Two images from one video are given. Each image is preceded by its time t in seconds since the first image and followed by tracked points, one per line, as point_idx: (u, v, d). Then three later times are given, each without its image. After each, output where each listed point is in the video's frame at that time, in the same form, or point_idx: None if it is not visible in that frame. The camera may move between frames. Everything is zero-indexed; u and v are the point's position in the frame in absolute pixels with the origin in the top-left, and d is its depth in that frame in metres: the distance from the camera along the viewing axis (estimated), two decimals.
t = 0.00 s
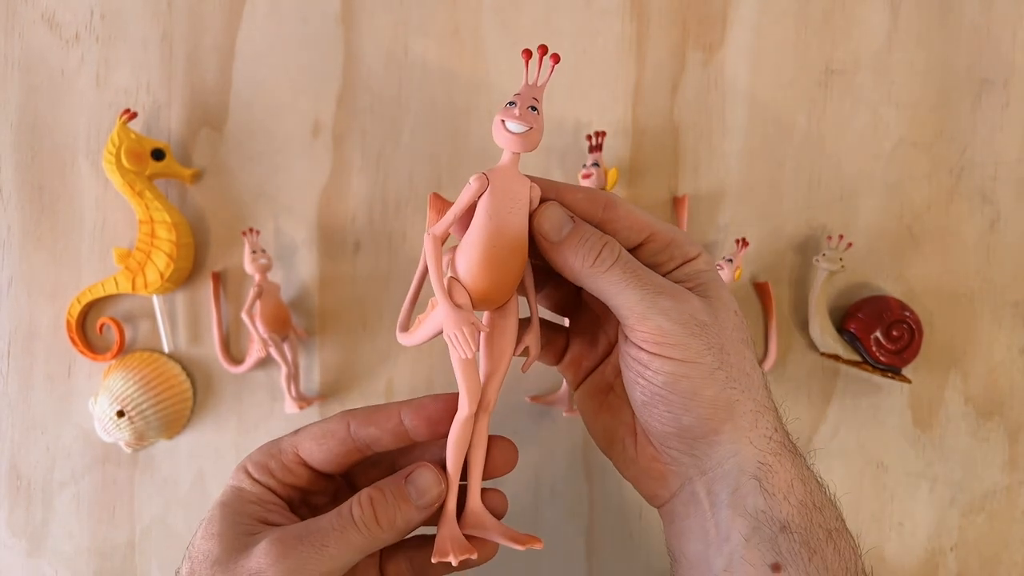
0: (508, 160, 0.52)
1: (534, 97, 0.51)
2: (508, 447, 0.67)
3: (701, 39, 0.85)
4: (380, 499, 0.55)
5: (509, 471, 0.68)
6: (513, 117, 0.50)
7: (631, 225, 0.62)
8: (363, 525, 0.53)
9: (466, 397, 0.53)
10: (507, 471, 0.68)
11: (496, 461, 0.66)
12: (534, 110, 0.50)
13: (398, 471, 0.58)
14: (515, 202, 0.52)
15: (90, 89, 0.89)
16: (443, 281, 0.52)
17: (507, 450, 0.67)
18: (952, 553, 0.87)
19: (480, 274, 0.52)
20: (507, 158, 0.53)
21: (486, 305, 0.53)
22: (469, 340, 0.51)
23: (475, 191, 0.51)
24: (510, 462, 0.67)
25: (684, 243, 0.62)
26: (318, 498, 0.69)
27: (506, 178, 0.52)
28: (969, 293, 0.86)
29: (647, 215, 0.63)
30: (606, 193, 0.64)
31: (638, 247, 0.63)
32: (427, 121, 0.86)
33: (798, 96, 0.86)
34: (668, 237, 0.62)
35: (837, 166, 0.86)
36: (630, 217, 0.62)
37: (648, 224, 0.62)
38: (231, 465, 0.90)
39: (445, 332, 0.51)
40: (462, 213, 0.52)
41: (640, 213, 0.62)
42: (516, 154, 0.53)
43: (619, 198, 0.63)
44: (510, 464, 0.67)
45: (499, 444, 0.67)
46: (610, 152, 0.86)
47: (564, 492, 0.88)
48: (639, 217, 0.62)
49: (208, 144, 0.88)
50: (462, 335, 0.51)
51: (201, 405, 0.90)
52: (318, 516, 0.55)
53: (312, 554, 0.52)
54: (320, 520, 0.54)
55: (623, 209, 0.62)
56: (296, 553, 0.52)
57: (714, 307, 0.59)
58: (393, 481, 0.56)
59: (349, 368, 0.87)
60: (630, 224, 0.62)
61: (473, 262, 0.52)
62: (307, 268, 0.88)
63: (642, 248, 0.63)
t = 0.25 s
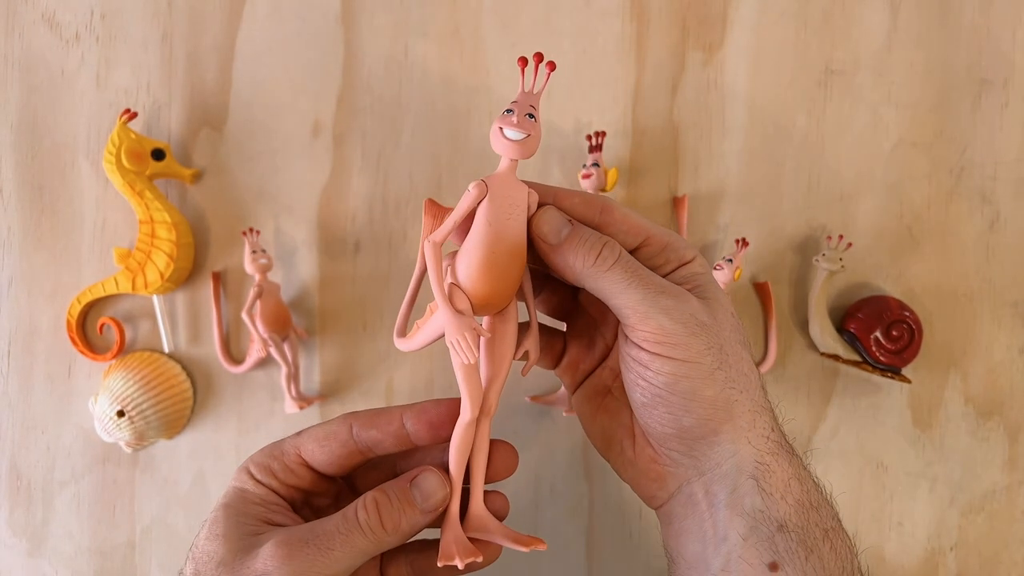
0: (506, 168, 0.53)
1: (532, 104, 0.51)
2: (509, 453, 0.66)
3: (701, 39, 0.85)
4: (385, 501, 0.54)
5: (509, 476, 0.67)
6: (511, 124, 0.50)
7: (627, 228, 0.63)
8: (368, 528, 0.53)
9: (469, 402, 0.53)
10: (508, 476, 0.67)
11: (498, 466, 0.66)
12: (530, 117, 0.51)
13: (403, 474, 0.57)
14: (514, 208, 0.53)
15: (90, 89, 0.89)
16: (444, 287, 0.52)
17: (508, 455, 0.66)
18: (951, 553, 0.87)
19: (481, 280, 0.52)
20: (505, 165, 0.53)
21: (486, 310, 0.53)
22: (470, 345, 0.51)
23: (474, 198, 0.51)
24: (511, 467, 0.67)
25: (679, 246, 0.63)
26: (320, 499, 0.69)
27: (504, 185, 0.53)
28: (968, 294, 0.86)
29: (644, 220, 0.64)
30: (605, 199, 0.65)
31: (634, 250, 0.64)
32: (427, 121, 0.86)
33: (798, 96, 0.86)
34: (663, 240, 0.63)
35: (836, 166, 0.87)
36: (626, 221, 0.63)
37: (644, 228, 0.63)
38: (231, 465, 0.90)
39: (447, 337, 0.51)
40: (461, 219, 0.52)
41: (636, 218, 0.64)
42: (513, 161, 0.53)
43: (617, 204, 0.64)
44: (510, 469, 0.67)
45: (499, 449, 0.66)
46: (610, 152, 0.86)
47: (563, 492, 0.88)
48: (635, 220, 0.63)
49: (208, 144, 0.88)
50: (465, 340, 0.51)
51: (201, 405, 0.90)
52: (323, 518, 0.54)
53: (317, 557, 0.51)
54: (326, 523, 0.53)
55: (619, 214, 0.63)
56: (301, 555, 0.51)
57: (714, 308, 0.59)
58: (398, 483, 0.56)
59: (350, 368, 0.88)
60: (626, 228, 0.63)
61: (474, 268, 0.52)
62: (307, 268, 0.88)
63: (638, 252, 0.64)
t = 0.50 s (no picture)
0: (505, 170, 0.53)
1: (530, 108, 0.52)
2: (513, 451, 0.67)
3: (701, 39, 0.85)
4: (395, 501, 0.54)
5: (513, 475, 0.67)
6: (512, 127, 0.50)
7: (619, 227, 0.63)
8: (379, 527, 0.53)
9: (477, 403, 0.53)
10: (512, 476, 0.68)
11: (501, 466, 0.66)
12: (529, 121, 0.51)
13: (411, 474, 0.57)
14: (516, 210, 0.53)
15: (90, 89, 0.89)
16: (449, 289, 0.52)
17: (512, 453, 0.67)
18: (951, 553, 0.87)
19: (486, 281, 0.52)
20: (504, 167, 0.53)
21: (491, 311, 0.53)
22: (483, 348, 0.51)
23: (476, 201, 0.51)
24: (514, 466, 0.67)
25: (671, 245, 0.63)
26: (326, 498, 0.69)
27: (505, 187, 0.53)
28: (968, 294, 0.86)
29: (636, 219, 0.64)
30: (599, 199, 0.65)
31: (626, 249, 0.64)
32: (427, 121, 0.86)
33: (798, 96, 0.86)
34: (655, 239, 0.63)
35: (836, 166, 0.87)
36: (619, 220, 0.63)
37: (636, 226, 0.63)
38: (231, 465, 0.90)
39: (457, 340, 0.51)
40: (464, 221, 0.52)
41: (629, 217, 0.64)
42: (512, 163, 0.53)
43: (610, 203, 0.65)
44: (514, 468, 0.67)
45: (502, 449, 0.67)
46: (610, 152, 0.86)
47: (564, 492, 0.88)
48: (628, 219, 0.63)
49: (209, 144, 0.88)
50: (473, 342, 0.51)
51: (201, 405, 0.90)
52: (333, 517, 0.54)
53: (329, 556, 0.51)
54: (336, 522, 0.53)
55: (612, 213, 0.64)
56: (312, 554, 0.51)
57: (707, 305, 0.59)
58: (408, 483, 0.55)
59: (350, 368, 0.88)
60: (618, 227, 0.63)
61: (479, 270, 0.52)
62: (307, 268, 0.88)
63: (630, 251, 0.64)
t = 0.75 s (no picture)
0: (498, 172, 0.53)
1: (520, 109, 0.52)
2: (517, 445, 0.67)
3: (701, 40, 0.86)
4: (407, 497, 0.53)
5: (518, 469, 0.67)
6: (504, 130, 0.50)
7: (610, 226, 0.63)
8: (393, 522, 0.52)
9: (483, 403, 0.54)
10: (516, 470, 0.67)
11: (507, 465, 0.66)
12: (521, 122, 0.51)
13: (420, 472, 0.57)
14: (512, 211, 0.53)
15: (90, 90, 0.89)
16: (450, 293, 0.52)
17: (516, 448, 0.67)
18: (951, 553, 0.87)
19: (486, 283, 0.52)
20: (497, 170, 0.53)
21: (491, 312, 0.54)
22: (489, 351, 0.50)
23: (473, 205, 0.51)
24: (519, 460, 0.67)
25: (662, 243, 0.63)
26: (335, 496, 0.68)
27: (500, 189, 0.53)
28: (968, 294, 0.86)
29: (627, 217, 0.64)
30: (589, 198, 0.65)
31: (618, 248, 0.64)
32: (427, 121, 0.86)
33: (798, 96, 0.86)
34: (646, 237, 0.63)
35: (836, 166, 0.87)
36: (610, 219, 0.63)
37: (627, 225, 0.63)
38: (231, 465, 0.90)
39: (463, 344, 0.51)
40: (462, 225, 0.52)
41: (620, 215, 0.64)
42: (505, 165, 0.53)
43: (600, 202, 0.65)
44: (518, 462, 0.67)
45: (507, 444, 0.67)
46: (610, 152, 0.86)
47: (564, 492, 0.88)
48: (618, 218, 0.63)
49: (209, 144, 0.88)
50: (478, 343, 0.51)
51: (201, 405, 0.90)
52: (345, 513, 0.53)
53: (343, 551, 0.50)
54: (349, 517, 0.52)
55: (602, 212, 0.64)
56: (327, 549, 0.50)
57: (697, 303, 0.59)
58: (419, 480, 0.55)
59: (350, 367, 0.88)
60: (609, 226, 0.63)
61: (478, 272, 0.52)
62: (307, 268, 0.88)
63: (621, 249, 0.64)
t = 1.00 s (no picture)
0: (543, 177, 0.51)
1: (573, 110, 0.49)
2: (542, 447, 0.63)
3: (702, 39, 0.85)
4: (428, 480, 0.53)
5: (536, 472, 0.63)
6: (554, 134, 0.48)
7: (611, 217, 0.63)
8: (411, 510, 0.52)
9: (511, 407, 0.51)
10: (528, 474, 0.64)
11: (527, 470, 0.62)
12: (553, 120, 0.48)
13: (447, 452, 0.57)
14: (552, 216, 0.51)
15: (89, 89, 0.89)
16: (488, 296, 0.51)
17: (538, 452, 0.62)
18: (953, 554, 0.87)
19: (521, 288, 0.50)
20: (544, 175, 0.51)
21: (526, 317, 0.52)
22: (545, 313, 0.43)
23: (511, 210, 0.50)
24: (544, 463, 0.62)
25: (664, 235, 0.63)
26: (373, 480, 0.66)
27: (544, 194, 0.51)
28: (969, 294, 0.86)
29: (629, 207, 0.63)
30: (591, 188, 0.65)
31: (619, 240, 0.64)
32: (427, 121, 0.86)
33: (799, 96, 0.86)
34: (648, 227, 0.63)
35: (837, 166, 0.86)
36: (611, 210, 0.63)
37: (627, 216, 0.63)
38: (230, 466, 0.89)
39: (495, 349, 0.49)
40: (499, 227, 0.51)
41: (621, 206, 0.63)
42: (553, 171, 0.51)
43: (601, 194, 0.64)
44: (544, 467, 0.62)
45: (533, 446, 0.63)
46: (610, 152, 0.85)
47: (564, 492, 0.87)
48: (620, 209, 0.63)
49: (207, 144, 0.88)
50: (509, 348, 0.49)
51: (200, 406, 0.89)
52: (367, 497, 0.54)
53: (358, 539, 0.51)
54: (367, 503, 0.53)
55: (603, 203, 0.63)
56: (340, 536, 0.51)
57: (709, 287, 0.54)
58: (444, 463, 0.54)
59: (349, 368, 0.87)
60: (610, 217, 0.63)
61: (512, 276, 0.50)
62: (307, 268, 0.87)
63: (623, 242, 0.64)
